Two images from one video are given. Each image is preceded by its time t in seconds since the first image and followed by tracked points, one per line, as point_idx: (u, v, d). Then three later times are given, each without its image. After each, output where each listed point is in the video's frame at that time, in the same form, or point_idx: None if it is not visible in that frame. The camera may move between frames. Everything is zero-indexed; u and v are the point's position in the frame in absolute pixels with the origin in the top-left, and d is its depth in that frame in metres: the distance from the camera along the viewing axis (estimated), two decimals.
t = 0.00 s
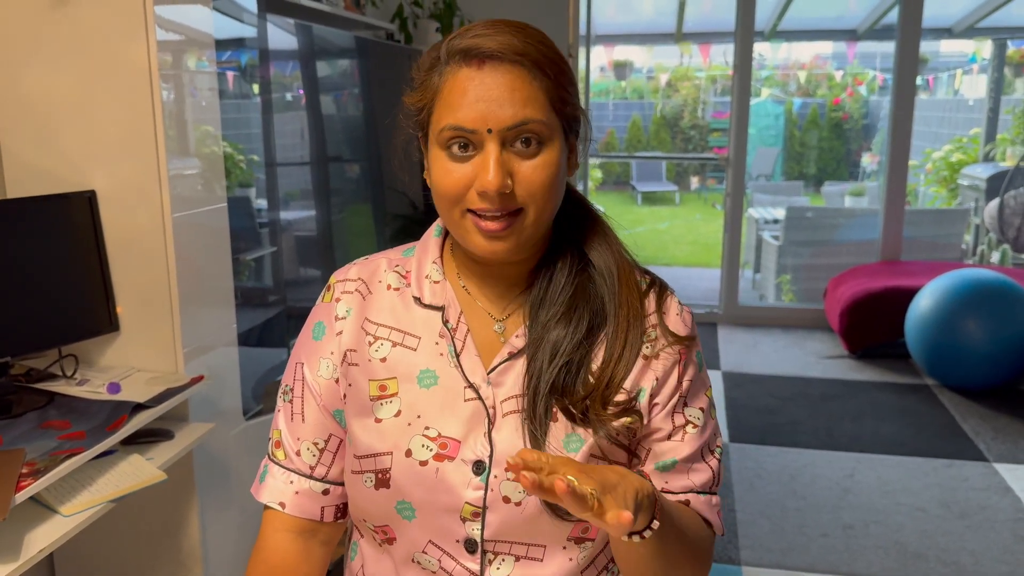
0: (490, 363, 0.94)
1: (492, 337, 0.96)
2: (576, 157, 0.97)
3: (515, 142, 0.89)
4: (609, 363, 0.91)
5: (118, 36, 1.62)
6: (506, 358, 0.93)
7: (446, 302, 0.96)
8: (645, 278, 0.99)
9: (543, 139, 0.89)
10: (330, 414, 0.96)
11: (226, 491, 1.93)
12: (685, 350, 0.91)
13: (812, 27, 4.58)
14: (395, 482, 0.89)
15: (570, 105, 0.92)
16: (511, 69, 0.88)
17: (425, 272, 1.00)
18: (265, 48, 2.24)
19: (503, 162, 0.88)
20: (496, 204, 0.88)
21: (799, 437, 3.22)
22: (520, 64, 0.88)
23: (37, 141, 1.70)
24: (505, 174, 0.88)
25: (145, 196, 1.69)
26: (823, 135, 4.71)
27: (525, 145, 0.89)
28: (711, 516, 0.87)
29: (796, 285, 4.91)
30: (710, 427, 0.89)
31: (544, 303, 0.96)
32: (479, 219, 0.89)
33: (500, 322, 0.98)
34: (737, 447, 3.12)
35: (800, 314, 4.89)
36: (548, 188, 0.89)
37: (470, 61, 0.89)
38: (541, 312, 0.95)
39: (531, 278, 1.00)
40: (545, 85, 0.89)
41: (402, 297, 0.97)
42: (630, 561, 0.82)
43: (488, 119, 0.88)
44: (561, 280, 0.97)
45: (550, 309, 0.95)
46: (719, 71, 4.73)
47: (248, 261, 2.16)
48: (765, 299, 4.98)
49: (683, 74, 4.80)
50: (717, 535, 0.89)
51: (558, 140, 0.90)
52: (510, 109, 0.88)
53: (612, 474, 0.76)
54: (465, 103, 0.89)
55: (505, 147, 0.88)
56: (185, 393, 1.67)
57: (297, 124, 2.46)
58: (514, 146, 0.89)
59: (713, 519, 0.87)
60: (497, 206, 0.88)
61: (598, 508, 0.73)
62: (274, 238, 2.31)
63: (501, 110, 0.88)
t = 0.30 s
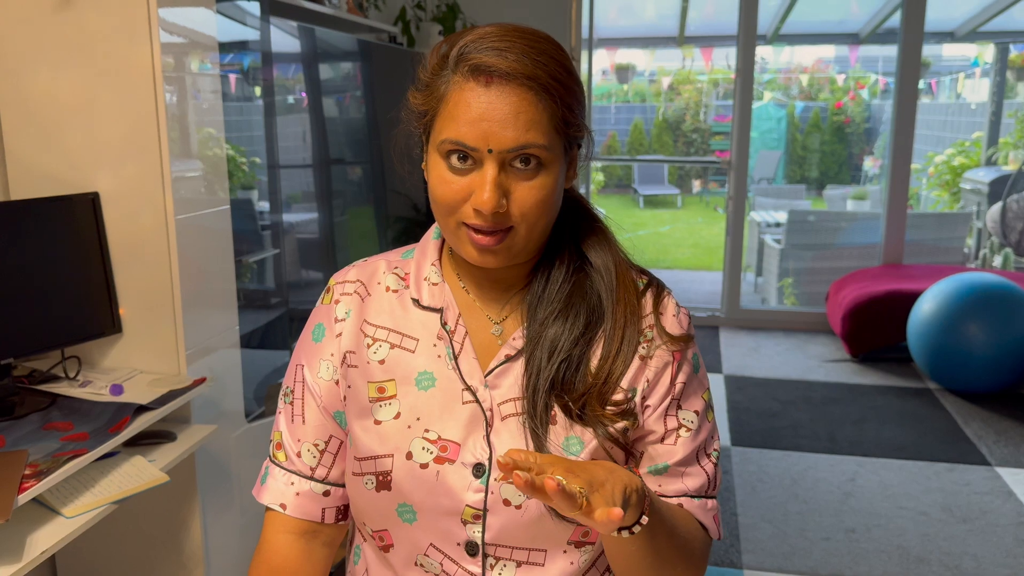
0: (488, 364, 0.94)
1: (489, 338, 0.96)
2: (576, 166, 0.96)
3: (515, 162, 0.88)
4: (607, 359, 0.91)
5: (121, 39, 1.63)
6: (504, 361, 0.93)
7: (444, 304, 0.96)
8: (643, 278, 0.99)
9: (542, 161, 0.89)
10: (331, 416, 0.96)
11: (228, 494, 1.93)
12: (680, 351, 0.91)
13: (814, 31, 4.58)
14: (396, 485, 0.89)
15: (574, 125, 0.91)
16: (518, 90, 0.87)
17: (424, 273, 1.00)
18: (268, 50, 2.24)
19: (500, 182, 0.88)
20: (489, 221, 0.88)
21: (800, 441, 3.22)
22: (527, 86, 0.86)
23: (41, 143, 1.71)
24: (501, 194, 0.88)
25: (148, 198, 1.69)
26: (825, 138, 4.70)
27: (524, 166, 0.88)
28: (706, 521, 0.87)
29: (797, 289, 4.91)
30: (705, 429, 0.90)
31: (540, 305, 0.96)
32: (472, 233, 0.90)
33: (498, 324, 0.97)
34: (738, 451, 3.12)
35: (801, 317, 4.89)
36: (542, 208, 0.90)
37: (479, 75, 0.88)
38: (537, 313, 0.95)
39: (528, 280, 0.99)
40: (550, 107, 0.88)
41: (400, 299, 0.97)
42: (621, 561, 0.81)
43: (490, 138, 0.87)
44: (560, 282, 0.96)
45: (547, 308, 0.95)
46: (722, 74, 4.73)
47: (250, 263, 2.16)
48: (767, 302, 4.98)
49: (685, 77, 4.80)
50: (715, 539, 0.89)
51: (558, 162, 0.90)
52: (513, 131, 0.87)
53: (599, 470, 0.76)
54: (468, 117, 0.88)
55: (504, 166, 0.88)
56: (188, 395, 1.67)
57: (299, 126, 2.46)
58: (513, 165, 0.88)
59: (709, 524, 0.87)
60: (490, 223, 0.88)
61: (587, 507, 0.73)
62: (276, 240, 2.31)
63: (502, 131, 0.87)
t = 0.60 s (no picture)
0: (487, 365, 0.94)
1: (488, 339, 0.97)
2: (575, 163, 0.97)
3: (515, 148, 0.89)
4: (606, 360, 0.91)
5: (123, 40, 1.63)
6: (502, 360, 0.93)
7: (443, 304, 0.96)
8: (642, 277, 0.99)
9: (543, 148, 0.90)
10: (331, 416, 0.96)
11: (230, 495, 1.93)
12: (680, 348, 0.91)
13: (816, 33, 4.57)
14: (396, 483, 0.90)
15: (573, 117, 0.92)
16: (518, 77, 0.88)
17: (423, 273, 1.00)
18: (271, 52, 2.24)
19: (501, 168, 0.88)
20: (491, 207, 0.88)
21: (802, 443, 3.21)
22: (527, 73, 0.88)
23: (43, 144, 1.71)
24: (502, 179, 0.88)
25: (150, 199, 1.70)
26: (827, 140, 4.70)
27: (524, 152, 0.89)
28: (709, 519, 0.87)
29: (799, 291, 4.90)
30: (707, 427, 0.89)
31: (539, 303, 0.96)
32: (473, 222, 0.89)
33: (496, 324, 0.98)
34: (740, 453, 3.11)
35: (803, 320, 4.88)
36: (543, 196, 0.90)
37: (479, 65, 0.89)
38: (536, 311, 0.95)
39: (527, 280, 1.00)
40: (549, 96, 0.90)
41: (399, 299, 0.97)
42: (630, 563, 0.82)
43: (490, 124, 0.88)
44: (559, 280, 0.97)
45: (545, 307, 0.95)
46: (723, 76, 4.73)
47: (252, 264, 2.16)
48: (769, 305, 4.98)
49: (687, 79, 4.80)
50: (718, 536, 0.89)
51: (558, 151, 0.91)
52: (513, 117, 0.88)
53: (618, 478, 0.76)
54: (468, 107, 0.89)
55: (505, 152, 0.89)
56: (190, 396, 1.67)
57: (301, 128, 2.47)
58: (514, 151, 0.89)
59: (712, 521, 0.87)
60: (492, 210, 0.88)
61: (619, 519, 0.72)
62: (278, 242, 2.32)
63: (502, 117, 0.88)
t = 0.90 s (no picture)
0: (490, 365, 0.93)
1: (491, 338, 0.96)
2: (570, 154, 0.99)
3: (513, 123, 0.90)
4: (610, 361, 0.91)
5: (124, 41, 1.63)
6: (506, 360, 0.92)
7: (446, 304, 0.96)
8: (645, 279, 0.99)
9: (540, 123, 0.91)
10: (331, 418, 0.96)
11: (232, 496, 1.93)
12: (689, 351, 0.91)
13: (818, 33, 4.57)
14: (399, 484, 0.89)
15: (565, 99, 0.95)
16: (507, 56, 0.92)
17: (426, 274, 1.00)
18: (272, 53, 2.24)
19: (501, 142, 0.89)
20: (496, 182, 0.88)
21: (804, 444, 3.21)
22: (515, 51, 0.92)
23: (44, 144, 1.72)
24: (504, 152, 0.88)
25: (151, 200, 1.70)
26: (829, 140, 4.69)
27: (522, 128, 0.90)
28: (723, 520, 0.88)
29: (801, 291, 4.90)
30: (717, 430, 0.90)
31: (546, 301, 0.96)
32: (479, 202, 0.89)
33: (499, 323, 0.97)
34: (742, 454, 3.11)
35: (805, 320, 4.88)
36: (547, 170, 0.89)
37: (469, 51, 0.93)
38: (542, 308, 0.95)
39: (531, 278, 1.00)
40: (540, 75, 0.93)
41: (402, 299, 0.97)
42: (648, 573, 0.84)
43: (487, 102, 0.90)
44: (564, 277, 0.97)
45: (552, 306, 0.95)
46: (725, 77, 4.72)
47: (254, 266, 2.17)
48: (771, 305, 4.97)
49: (688, 80, 4.80)
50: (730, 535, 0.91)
51: (555, 126, 0.92)
52: (508, 92, 0.90)
53: (626, 510, 0.76)
54: (464, 90, 0.91)
55: (503, 128, 0.90)
56: (191, 398, 1.67)
57: (303, 129, 2.47)
58: (512, 127, 0.90)
59: (726, 522, 0.89)
60: (497, 183, 0.88)
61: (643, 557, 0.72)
62: (280, 243, 2.31)
63: (499, 95, 0.90)
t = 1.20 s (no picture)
0: (492, 361, 0.93)
1: (493, 336, 0.96)
2: (570, 156, 0.99)
3: (503, 106, 0.91)
4: (620, 367, 0.90)
5: (124, 41, 1.63)
6: (509, 356, 0.92)
7: (447, 299, 0.96)
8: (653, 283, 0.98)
9: (531, 108, 0.91)
10: (314, 405, 0.94)
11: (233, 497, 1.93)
12: (686, 335, 0.92)
13: (819, 31, 4.56)
14: (406, 480, 0.89)
15: (561, 94, 0.96)
16: (505, 49, 0.96)
17: (426, 268, 0.99)
18: (272, 53, 2.23)
19: (489, 121, 0.89)
20: (482, 156, 0.87)
21: (806, 443, 3.20)
22: (512, 46, 0.96)
23: (44, 145, 1.72)
24: (491, 129, 0.89)
25: (151, 199, 1.70)
26: (831, 139, 4.69)
27: (512, 109, 0.91)
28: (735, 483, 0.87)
29: (803, 290, 4.89)
30: (717, 403, 0.91)
31: (552, 304, 0.95)
32: (467, 179, 0.87)
33: (501, 322, 0.97)
34: (744, 453, 3.11)
35: (806, 318, 4.87)
36: (535, 152, 0.88)
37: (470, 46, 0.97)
38: (548, 311, 0.94)
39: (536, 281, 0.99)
40: (538, 69, 0.95)
41: (401, 293, 0.97)
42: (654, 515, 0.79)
43: (480, 84, 0.92)
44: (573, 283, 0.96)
45: (557, 306, 0.94)
46: (726, 75, 4.71)
47: (254, 266, 2.17)
48: (773, 304, 4.97)
49: (690, 78, 4.80)
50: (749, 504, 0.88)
51: (547, 113, 0.92)
52: (501, 77, 0.93)
53: (578, 404, 0.70)
54: (461, 77, 0.94)
55: (493, 107, 0.91)
56: (191, 398, 1.66)
57: (304, 129, 2.47)
58: (502, 109, 0.91)
59: (739, 488, 0.87)
60: (482, 156, 0.87)
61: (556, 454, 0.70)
62: (281, 243, 2.31)
63: (492, 79, 0.93)
